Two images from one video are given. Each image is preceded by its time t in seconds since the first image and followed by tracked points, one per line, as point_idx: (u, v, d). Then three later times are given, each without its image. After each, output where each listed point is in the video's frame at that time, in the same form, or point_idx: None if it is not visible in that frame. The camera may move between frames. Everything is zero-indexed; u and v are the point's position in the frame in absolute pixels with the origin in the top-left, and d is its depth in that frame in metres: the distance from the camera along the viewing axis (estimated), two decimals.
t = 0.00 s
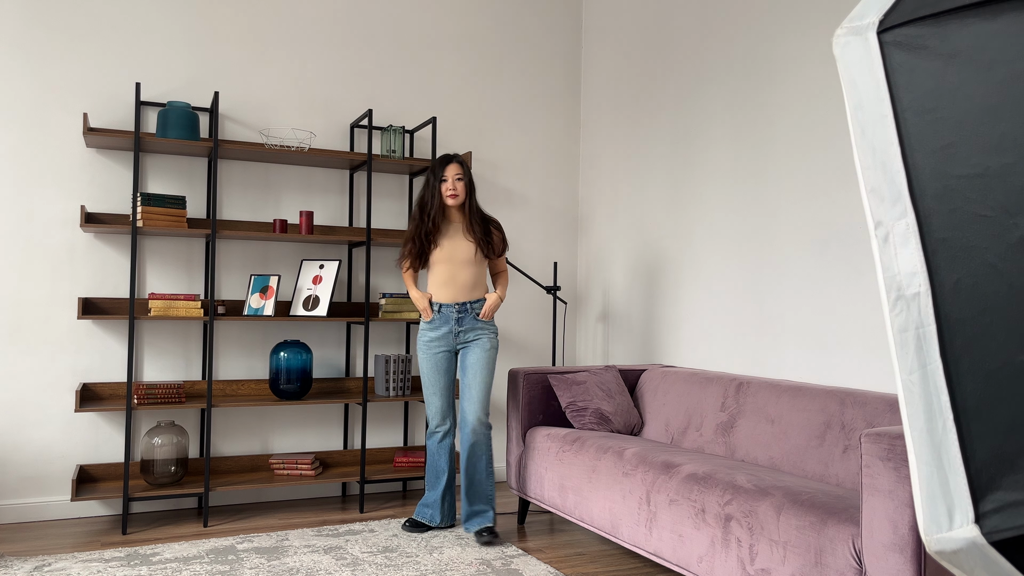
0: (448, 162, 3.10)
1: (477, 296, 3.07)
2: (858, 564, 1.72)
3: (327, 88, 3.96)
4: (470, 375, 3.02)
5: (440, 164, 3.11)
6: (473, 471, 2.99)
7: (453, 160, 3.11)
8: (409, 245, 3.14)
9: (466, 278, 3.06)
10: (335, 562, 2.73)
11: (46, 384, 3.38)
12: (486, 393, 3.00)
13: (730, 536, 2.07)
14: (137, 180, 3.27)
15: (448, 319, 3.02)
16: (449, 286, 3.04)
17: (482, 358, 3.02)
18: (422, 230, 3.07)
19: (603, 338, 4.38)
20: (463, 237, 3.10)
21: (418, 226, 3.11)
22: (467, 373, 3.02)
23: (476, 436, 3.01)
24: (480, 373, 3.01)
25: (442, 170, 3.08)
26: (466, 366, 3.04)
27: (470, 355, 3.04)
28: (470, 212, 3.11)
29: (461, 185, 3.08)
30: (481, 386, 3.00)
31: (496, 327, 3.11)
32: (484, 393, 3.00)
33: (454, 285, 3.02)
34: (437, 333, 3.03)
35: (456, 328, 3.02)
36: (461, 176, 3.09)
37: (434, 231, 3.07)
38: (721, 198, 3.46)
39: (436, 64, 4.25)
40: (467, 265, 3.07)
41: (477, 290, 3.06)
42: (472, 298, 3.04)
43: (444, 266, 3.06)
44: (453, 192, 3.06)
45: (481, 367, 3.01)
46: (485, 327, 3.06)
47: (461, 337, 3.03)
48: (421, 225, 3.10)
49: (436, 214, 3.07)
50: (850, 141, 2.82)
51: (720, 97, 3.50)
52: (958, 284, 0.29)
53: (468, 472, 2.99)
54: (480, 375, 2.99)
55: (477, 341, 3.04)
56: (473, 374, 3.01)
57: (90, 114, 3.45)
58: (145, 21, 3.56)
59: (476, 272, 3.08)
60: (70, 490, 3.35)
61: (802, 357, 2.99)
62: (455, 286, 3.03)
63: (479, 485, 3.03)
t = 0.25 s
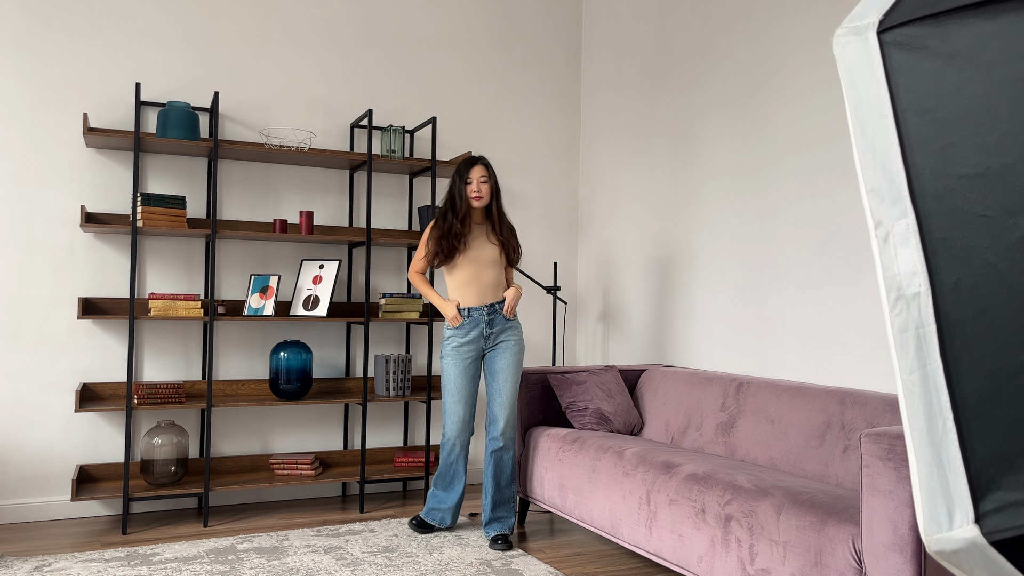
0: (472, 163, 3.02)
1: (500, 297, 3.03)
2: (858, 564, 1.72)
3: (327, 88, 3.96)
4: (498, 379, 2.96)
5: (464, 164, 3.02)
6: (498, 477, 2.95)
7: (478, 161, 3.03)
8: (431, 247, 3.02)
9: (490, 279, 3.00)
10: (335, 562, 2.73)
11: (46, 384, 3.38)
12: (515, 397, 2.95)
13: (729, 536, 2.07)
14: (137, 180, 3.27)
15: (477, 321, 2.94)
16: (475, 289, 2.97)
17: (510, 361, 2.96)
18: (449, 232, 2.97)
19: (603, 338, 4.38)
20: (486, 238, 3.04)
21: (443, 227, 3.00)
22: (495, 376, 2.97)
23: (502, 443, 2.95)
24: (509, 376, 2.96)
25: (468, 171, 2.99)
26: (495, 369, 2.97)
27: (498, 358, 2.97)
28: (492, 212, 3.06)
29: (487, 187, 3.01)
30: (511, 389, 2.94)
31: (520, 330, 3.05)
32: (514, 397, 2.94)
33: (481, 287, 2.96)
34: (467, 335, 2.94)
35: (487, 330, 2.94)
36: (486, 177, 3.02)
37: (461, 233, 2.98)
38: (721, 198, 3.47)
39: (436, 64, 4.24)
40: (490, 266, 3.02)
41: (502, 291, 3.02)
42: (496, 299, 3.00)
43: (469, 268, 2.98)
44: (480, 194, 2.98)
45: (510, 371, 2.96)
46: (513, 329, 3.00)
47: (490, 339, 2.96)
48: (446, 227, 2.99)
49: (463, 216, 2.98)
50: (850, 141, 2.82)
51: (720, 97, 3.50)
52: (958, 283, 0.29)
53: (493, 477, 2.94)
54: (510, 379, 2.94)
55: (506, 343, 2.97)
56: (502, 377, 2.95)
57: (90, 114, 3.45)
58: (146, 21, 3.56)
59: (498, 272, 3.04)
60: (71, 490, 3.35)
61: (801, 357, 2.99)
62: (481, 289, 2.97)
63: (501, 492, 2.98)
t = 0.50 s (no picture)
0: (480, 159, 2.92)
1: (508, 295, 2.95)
2: (858, 564, 1.72)
3: (327, 88, 3.96)
4: (500, 377, 2.92)
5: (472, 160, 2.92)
6: (498, 477, 2.93)
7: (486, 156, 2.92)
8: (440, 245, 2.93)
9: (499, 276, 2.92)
10: (335, 562, 2.73)
11: (47, 384, 3.38)
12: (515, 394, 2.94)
13: (729, 536, 2.07)
14: (137, 181, 3.27)
15: (484, 320, 2.86)
16: (484, 287, 2.88)
17: (514, 359, 2.92)
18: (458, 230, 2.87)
19: (603, 338, 4.38)
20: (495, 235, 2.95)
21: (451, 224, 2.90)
22: (498, 375, 2.92)
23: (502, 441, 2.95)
24: (512, 374, 2.92)
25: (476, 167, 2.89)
26: (498, 368, 2.92)
27: (501, 356, 2.91)
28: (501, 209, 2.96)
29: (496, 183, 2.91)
30: (512, 387, 2.93)
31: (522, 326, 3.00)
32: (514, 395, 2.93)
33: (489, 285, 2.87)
34: (473, 335, 2.86)
35: (492, 329, 2.87)
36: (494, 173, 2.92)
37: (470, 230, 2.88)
38: (720, 198, 3.47)
39: (436, 64, 4.25)
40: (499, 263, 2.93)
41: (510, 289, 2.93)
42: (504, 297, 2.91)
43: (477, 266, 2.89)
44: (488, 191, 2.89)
45: (513, 369, 2.93)
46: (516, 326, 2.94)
47: (494, 338, 2.89)
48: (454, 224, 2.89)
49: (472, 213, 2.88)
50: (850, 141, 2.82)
51: (720, 97, 3.50)
52: (958, 283, 0.29)
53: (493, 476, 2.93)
54: (514, 377, 2.91)
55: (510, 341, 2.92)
56: (505, 375, 2.91)
57: (90, 114, 3.45)
58: (146, 21, 3.56)
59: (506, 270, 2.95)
60: (71, 490, 3.35)
61: (802, 357, 2.99)
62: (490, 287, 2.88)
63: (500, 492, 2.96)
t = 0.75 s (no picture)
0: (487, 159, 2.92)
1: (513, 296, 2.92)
2: (858, 563, 1.72)
3: (327, 88, 3.96)
4: (506, 378, 2.90)
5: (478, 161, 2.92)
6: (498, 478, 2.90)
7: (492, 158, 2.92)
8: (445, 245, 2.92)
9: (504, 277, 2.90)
10: (336, 562, 2.73)
11: (47, 384, 3.38)
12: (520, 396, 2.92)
13: (729, 536, 2.07)
14: (137, 181, 3.27)
15: (488, 321, 2.85)
16: (489, 286, 2.86)
17: (519, 361, 2.90)
18: (463, 229, 2.86)
19: (603, 338, 4.38)
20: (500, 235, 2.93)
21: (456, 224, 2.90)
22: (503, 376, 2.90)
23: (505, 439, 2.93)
24: (516, 376, 2.91)
25: (483, 167, 2.89)
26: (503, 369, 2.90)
27: (507, 358, 2.90)
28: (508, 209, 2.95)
29: (501, 183, 2.91)
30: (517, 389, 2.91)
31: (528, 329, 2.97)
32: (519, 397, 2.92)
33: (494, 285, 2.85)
34: (477, 335, 2.85)
35: (497, 330, 2.86)
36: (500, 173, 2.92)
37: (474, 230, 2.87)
38: (720, 199, 3.47)
39: (436, 64, 4.25)
40: (504, 264, 2.91)
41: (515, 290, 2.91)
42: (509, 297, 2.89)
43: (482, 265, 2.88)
44: (494, 191, 2.88)
45: (518, 371, 2.90)
46: (523, 328, 2.92)
47: (499, 339, 2.87)
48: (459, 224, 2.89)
49: (476, 213, 2.87)
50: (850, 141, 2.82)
51: (720, 98, 3.50)
52: (958, 284, 0.29)
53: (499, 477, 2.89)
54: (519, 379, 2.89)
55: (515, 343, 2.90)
56: (510, 377, 2.90)
57: (91, 114, 3.45)
58: (146, 21, 3.56)
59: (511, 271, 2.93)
60: (71, 490, 3.35)
61: (802, 357, 2.99)
62: (494, 286, 2.86)
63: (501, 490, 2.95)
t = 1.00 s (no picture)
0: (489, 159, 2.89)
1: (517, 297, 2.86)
2: (858, 564, 1.72)
3: (327, 88, 3.96)
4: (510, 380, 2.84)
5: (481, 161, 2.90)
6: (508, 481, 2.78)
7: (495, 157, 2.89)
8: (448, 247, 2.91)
9: (506, 277, 2.85)
10: (336, 562, 2.73)
11: (47, 383, 3.38)
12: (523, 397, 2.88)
13: (729, 536, 2.07)
14: (137, 181, 3.27)
15: (491, 321, 2.80)
16: (490, 287, 2.82)
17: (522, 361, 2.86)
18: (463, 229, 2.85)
19: (603, 338, 4.38)
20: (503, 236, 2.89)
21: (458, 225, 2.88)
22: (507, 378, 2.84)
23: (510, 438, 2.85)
24: (521, 376, 2.86)
25: (484, 167, 2.87)
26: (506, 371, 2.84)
27: (510, 359, 2.84)
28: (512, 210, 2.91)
29: (503, 183, 2.87)
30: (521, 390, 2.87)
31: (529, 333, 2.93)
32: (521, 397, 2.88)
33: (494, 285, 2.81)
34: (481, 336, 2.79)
35: (500, 330, 2.81)
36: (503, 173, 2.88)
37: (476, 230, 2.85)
38: (720, 199, 3.47)
39: (436, 64, 4.25)
40: (507, 264, 2.87)
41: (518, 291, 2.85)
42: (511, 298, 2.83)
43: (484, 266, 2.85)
44: (495, 190, 2.85)
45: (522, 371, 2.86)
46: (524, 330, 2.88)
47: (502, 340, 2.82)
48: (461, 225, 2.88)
49: (477, 213, 2.85)
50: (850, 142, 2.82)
51: (720, 99, 3.50)
52: (958, 284, 0.29)
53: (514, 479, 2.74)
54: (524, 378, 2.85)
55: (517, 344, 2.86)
56: (515, 378, 2.84)
57: (91, 114, 3.45)
58: (146, 21, 3.56)
59: (515, 271, 2.88)
60: (71, 490, 3.35)
61: (803, 358, 2.99)
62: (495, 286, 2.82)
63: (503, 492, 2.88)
